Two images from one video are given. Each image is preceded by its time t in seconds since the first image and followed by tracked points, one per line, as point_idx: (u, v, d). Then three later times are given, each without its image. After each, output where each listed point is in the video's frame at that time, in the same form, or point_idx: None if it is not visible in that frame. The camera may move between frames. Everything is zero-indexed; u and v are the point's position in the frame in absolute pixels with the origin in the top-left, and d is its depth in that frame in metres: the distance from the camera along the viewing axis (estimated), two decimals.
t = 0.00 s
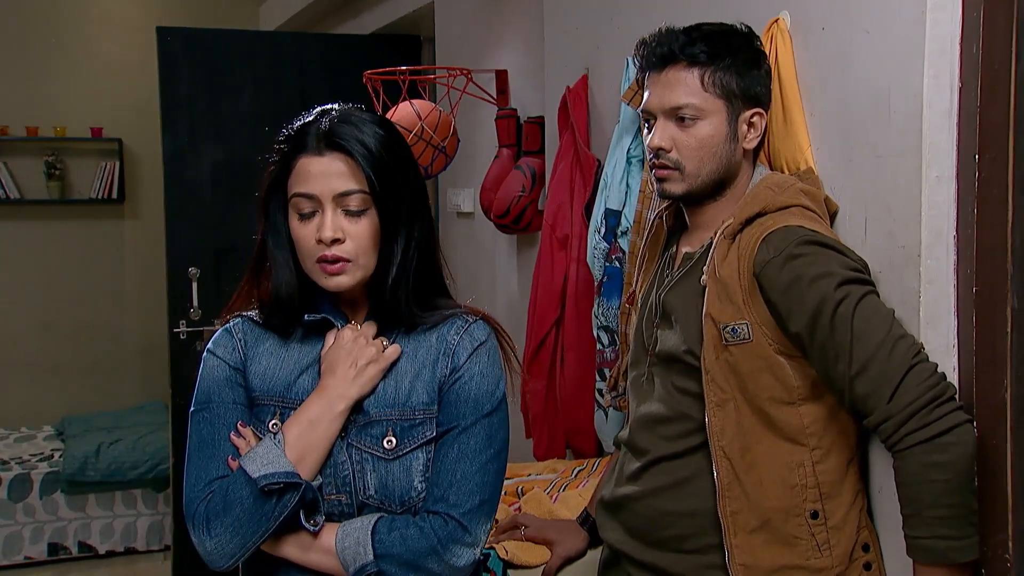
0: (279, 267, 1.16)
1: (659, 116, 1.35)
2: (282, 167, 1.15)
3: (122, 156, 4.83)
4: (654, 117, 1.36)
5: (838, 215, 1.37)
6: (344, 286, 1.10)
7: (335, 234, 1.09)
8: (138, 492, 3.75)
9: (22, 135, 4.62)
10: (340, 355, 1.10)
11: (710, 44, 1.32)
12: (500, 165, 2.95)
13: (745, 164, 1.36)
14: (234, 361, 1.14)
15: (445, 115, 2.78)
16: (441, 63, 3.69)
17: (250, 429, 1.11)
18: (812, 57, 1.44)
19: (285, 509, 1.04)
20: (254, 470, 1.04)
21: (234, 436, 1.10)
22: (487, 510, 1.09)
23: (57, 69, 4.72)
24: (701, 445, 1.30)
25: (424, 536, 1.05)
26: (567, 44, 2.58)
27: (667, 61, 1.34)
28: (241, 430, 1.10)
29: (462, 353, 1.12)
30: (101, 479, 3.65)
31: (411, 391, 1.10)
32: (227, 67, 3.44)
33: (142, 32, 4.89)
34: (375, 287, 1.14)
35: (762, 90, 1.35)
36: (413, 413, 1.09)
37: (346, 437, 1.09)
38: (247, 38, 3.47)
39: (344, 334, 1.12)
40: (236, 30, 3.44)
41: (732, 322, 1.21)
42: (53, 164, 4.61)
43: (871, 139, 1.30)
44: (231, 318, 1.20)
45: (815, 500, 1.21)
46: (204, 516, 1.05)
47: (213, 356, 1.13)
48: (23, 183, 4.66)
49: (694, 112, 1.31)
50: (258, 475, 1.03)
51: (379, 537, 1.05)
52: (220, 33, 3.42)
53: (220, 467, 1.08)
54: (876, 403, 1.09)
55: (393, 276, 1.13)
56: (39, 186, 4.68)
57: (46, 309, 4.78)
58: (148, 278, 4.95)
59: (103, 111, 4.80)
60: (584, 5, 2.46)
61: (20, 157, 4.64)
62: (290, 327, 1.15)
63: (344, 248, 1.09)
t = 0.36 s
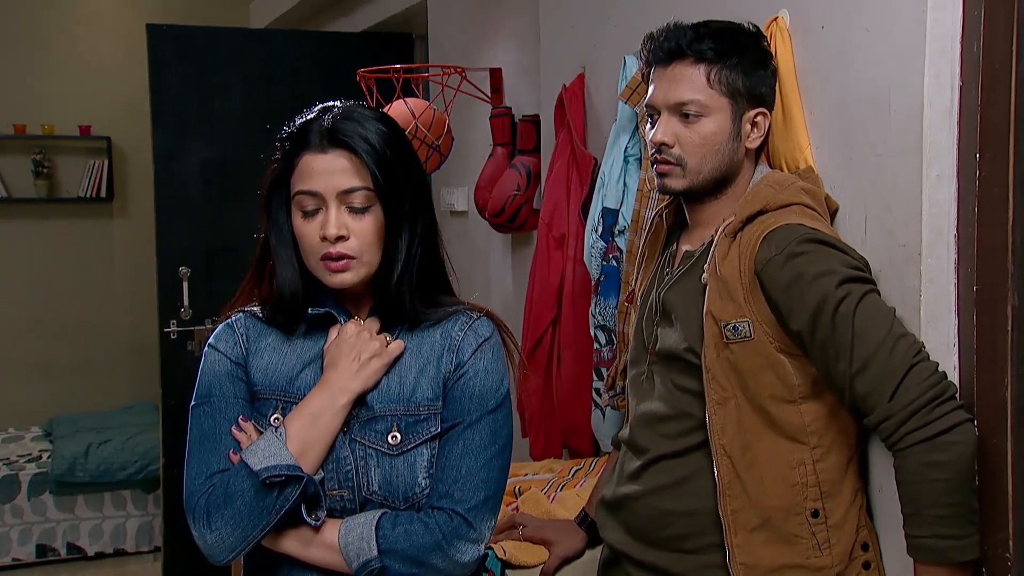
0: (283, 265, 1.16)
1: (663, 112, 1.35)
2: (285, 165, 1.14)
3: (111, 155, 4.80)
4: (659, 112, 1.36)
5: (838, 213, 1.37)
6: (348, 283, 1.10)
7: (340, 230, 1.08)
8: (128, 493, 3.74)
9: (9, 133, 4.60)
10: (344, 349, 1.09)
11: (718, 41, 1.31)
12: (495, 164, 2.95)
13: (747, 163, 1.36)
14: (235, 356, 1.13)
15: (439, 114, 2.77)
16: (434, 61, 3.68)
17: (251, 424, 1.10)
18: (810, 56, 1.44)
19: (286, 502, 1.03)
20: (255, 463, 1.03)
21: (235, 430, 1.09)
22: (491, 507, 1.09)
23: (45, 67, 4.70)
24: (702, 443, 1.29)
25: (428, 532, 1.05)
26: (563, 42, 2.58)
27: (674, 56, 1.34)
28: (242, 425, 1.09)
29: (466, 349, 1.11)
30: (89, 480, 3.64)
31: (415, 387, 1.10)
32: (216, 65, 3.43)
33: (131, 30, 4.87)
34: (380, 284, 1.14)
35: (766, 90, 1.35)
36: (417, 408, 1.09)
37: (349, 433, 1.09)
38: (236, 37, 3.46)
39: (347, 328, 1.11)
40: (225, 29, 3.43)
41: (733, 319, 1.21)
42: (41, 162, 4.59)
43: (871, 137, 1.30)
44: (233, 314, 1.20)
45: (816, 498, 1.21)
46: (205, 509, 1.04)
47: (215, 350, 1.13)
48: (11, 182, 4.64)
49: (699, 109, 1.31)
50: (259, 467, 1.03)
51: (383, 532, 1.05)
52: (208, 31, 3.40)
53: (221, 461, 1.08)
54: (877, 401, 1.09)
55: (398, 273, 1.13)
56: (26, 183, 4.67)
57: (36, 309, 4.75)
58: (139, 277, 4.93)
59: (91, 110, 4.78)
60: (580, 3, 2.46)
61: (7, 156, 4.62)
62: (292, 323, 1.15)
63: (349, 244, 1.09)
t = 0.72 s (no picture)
0: (280, 264, 1.15)
1: (665, 104, 1.34)
2: (281, 162, 1.13)
3: (100, 154, 4.78)
4: (660, 105, 1.36)
5: (836, 212, 1.37)
6: (346, 281, 1.09)
7: (337, 229, 1.07)
8: (118, 495, 3.72)
9: None
10: (343, 348, 1.08)
11: (725, 37, 1.31)
12: (489, 163, 2.94)
13: (745, 162, 1.35)
14: (233, 357, 1.12)
15: (432, 113, 2.76)
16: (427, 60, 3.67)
17: (250, 424, 1.09)
18: (808, 54, 1.43)
19: (287, 502, 1.02)
20: (256, 463, 1.02)
21: (234, 431, 1.08)
22: (492, 509, 1.08)
23: (34, 66, 4.67)
24: (699, 443, 1.29)
25: (428, 533, 1.04)
26: (558, 41, 2.57)
27: (680, 49, 1.33)
28: (241, 426, 1.08)
29: (466, 350, 1.10)
30: (78, 482, 3.61)
31: (414, 388, 1.09)
32: (206, 65, 3.41)
33: (120, 28, 4.84)
34: (378, 282, 1.13)
35: (771, 90, 1.34)
36: (417, 409, 1.08)
37: (347, 433, 1.08)
38: (225, 36, 3.44)
39: (346, 327, 1.11)
40: (215, 28, 3.41)
41: (731, 318, 1.20)
42: (29, 161, 4.57)
43: (870, 135, 1.29)
44: (229, 314, 1.19)
45: (814, 499, 1.20)
46: (204, 510, 1.03)
47: (212, 351, 1.12)
48: None
49: (700, 103, 1.30)
50: (260, 467, 1.02)
51: (383, 534, 1.04)
52: (198, 30, 3.38)
53: (220, 461, 1.07)
54: (876, 400, 1.09)
55: (396, 271, 1.12)
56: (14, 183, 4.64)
57: (26, 309, 4.72)
58: (130, 277, 4.91)
59: (80, 108, 4.75)
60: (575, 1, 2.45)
61: None
62: (290, 324, 1.14)
63: (347, 242, 1.08)
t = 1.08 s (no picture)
0: (274, 267, 1.14)
1: (668, 101, 1.34)
2: (273, 165, 1.13)
3: (93, 155, 4.76)
4: (664, 101, 1.35)
5: (832, 213, 1.37)
6: (341, 284, 1.08)
7: (331, 232, 1.07)
8: (111, 498, 3.70)
9: None
10: (339, 350, 1.08)
11: (733, 38, 1.30)
12: (484, 164, 2.93)
13: (745, 164, 1.35)
14: (228, 360, 1.12)
15: (427, 114, 2.75)
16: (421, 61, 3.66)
17: (245, 428, 1.08)
18: (803, 55, 1.43)
19: (283, 506, 1.02)
20: (252, 466, 1.02)
21: (229, 435, 1.07)
22: (487, 512, 1.08)
23: (25, 66, 4.65)
24: (694, 445, 1.29)
25: (424, 536, 1.03)
26: (553, 42, 2.56)
27: (688, 46, 1.32)
28: (236, 430, 1.08)
29: (461, 353, 1.10)
30: (71, 485, 3.59)
31: (410, 391, 1.08)
32: (199, 66, 3.39)
33: (112, 28, 4.83)
34: (373, 285, 1.13)
35: (775, 93, 1.33)
36: (412, 412, 1.08)
37: (342, 436, 1.07)
38: (219, 37, 3.43)
39: (342, 331, 1.10)
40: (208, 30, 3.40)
41: (727, 320, 1.20)
42: (21, 162, 4.55)
43: (865, 136, 1.29)
44: (224, 317, 1.18)
45: (809, 501, 1.20)
46: (199, 513, 1.03)
47: (207, 355, 1.11)
48: None
49: (704, 102, 1.30)
50: (256, 471, 1.01)
51: (379, 537, 1.03)
52: (191, 31, 3.37)
53: (216, 465, 1.06)
54: (872, 403, 1.09)
55: (391, 273, 1.11)
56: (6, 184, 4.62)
57: (18, 311, 4.70)
58: (123, 279, 4.89)
59: (72, 109, 4.73)
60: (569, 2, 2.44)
61: None
62: (285, 327, 1.13)
63: (341, 246, 1.07)
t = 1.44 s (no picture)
0: (269, 269, 1.13)
1: (670, 103, 1.33)
2: (270, 166, 1.12)
3: (89, 156, 4.75)
4: (665, 103, 1.35)
5: (830, 213, 1.36)
6: (338, 286, 1.08)
7: (328, 234, 1.06)
8: (106, 501, 3.69)
9: None
10: (335, 351, 1.08)
11: (734, 41, 1.30)
12: (481, 165, 2.93)
13: (745, 166, 1.35)
14: (223, 361, 1.11)
15: (424, 115, 2.75)
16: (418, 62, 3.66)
17: (240, 430, 1.08)
18: (801, 56, 1.43)
19: (278, 508, 1.01)
20: (247, 468, 1.01)
21: (224, 436, 1.07)
22: (485, 513, 1.07)
23: (21, 67, 4.64)
24: (692, 446, 1.28)
25: (422, 537, 1.03)
26: (551, 43, 2.56)
27: (689, 48, 1.32)
28: (231, 431, 1.07)
29: (458, 353, 1.09)
30: (66, 488, 3.58)
31: (407, 392, 1.08)
32: (196, 67, 3.39)
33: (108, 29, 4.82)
34: (370, 286, 1.12)
35: (777, 96, 1.33)
36: (409, 413, 1.07)
37: (339, 437, 1.07)
38: (215, 38, 3.42)
39: (339, 332, 1.10)
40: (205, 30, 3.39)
41: (727, 320, 1.19)
42: (16, 163, 4.54)
43: (862, 137, 1.29)
44: (219, 318, 1.18)
45: (808, 502, 1.20)
46: (194, 516, 1.02)
47: (202, 356, 1.11)
48: None
49: (705, 106, 1.30)
50: (251, 473, 1.01)
51: (376, 538, 1.03)
52: (187, 32, 3.36)
53: (211, 467, 1.05)
54: (870, 404, 1.08)
55: (389, 274, 1.11)
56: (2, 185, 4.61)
57: (13, 313, 4.69)
58: (119, 280, 4.88)
59: (68, 109, 4.72)
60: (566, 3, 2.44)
61: None
62: (280, 328, 1.13)
63: (337, 248, 1.07)
